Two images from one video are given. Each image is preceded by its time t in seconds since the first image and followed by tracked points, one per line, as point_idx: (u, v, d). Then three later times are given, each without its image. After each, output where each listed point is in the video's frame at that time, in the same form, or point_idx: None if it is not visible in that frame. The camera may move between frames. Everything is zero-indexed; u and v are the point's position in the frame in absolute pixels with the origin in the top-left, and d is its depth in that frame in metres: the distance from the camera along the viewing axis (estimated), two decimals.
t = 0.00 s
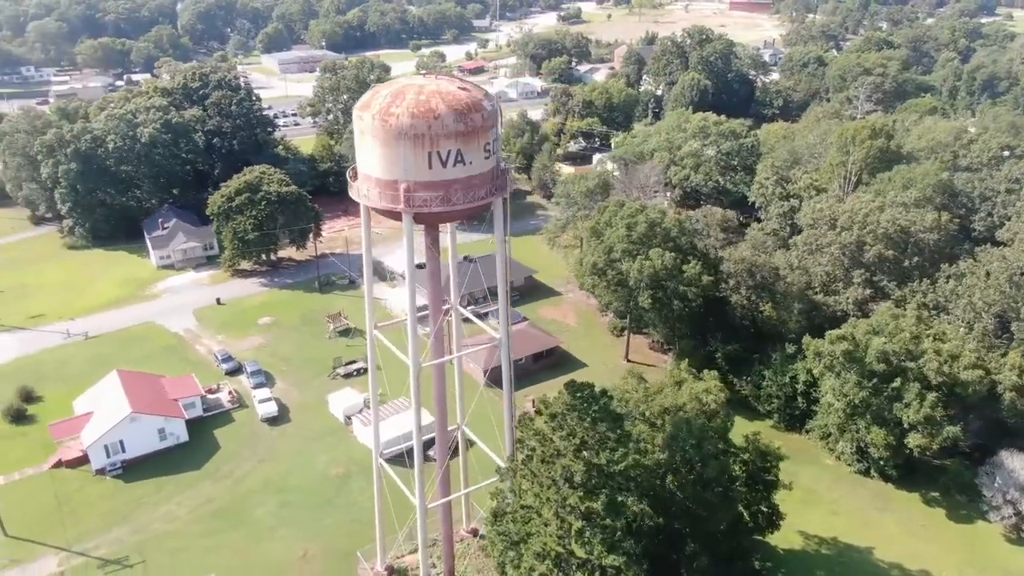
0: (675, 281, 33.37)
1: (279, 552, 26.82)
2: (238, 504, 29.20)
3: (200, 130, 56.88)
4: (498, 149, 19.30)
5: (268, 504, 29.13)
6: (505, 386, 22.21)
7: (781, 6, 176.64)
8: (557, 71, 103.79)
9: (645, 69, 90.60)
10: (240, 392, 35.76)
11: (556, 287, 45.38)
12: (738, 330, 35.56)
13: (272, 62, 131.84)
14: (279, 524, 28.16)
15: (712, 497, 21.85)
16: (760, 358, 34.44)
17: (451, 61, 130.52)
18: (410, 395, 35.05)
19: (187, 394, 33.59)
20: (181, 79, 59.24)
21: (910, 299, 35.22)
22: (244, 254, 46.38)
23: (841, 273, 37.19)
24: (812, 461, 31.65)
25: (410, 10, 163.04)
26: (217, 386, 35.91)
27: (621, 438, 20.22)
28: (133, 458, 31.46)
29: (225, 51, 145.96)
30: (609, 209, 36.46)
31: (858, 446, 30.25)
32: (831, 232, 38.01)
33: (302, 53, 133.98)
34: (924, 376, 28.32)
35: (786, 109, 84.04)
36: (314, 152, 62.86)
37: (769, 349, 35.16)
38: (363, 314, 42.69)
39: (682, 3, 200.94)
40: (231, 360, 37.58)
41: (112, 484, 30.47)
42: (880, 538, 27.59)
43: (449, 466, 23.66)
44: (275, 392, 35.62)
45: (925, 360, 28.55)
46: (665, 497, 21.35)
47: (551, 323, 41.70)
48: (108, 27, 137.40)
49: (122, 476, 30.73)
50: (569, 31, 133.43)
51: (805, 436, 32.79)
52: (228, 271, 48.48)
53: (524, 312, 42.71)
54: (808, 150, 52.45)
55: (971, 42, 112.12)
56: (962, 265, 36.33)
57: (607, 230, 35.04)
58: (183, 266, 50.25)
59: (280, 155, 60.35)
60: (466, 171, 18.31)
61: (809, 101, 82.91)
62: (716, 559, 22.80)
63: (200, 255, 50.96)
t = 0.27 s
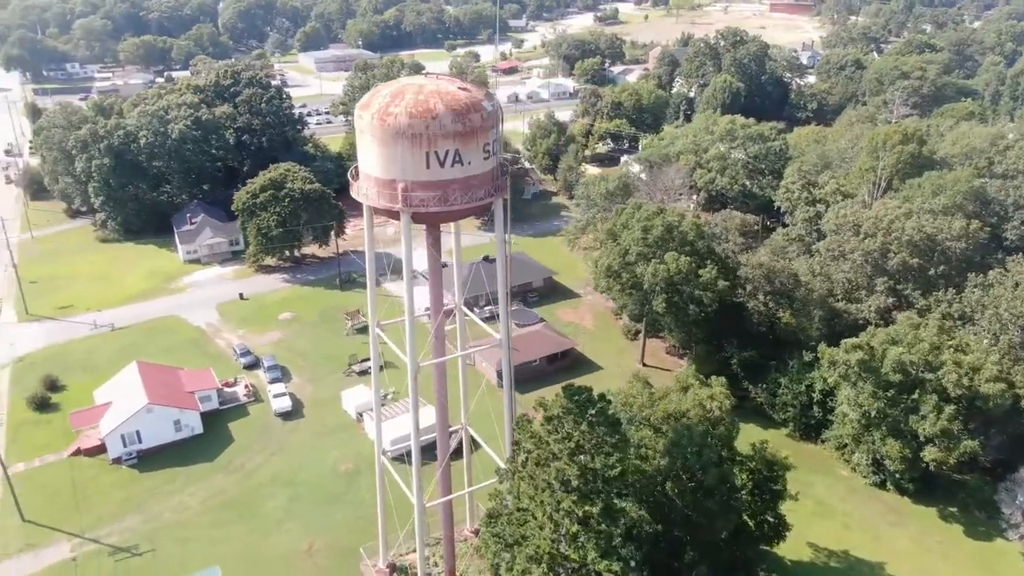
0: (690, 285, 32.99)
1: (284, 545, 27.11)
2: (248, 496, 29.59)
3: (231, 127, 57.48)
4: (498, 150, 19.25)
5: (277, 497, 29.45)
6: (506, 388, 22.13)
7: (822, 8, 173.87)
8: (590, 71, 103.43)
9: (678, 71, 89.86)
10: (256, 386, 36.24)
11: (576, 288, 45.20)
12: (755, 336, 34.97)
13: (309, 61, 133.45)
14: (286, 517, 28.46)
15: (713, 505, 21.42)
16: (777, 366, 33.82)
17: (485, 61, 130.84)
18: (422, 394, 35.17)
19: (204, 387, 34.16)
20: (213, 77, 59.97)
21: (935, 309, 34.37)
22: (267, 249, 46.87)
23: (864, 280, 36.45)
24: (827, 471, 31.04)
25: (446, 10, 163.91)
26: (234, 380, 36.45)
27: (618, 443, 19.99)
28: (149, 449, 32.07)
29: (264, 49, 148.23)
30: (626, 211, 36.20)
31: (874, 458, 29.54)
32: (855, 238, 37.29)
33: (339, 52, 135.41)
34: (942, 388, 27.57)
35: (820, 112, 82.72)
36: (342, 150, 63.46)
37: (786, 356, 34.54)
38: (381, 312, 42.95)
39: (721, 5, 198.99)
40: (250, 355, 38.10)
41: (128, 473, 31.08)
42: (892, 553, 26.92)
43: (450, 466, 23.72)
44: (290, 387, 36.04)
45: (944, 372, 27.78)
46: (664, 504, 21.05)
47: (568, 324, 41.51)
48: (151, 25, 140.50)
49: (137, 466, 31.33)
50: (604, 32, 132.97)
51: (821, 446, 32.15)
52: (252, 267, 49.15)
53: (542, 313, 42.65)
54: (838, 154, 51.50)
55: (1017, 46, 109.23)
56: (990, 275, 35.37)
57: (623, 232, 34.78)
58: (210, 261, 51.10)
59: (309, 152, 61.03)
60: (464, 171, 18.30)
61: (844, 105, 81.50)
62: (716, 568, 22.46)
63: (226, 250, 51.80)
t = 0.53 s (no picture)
0: (705, 290, 32.59)
1: (290, 540, 27.42)
2: (257, 490, 29.96)
3: (260, 125, 57.41)
4: (498, 151, 19.21)
5: (286, 492, 29.78)
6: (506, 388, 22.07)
7: (865, 9, 170.66)
8: (623, 72, 102.70)
9: (712, 72, 88.86)
10: (272, 381, 36.69)
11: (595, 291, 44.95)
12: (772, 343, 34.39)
13: (345, 59, 134.68)
14: (294, 512, 28.77)
15: (712, 513, 21.22)
16: (793, 374, 33.22)
17: (519, 61, 130.81)
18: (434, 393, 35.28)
19: (220, 380, 34.69)
20: (245, 75, 60.71)
21: (959, 319, 33.47)
22: (289, 245, 47.42)
23: (887, 288, 35.63)
24: (841, 482, 30.42)
25: (483, 9, 164.27)
26: (251, 374, 36.94)
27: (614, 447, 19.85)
28: (165, 440, 32.64)
29: (303, 48, 150.16)
30: (643, 214, 35.91)
31: (889, 470, 28.87)
32: (879, 245, 36.49)
33: (374, 51, 136.43)
34: (960, 401, 26.86)
35: (856, 115, 81.19)
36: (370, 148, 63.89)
37: (804, 364, 33.93)
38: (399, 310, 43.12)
39: (761, 7, 196.46)
40: (268, 349, 38.56)
41: (143, 463, 31.64)
42: (904, 568, 26.29)
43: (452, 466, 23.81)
44: (305, 382, 36.42)
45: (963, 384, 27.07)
46: (662, 511, 20.82)
47: (585, 327, 41.29)
48: (193, 23, 143.19)
49: (153, 456, 31.89)
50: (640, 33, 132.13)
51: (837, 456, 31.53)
52: (275, 263, 49.75)
53: (559, 315, 42.47)
54: (869, 159, 50.45)
55: None
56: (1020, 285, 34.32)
57: (640, 235, 34.51)
58: (236, 256, 51.83)
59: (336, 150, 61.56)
60: (462, 171, 18.29)
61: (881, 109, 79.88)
62: None
63: (251, 246, 52.49)
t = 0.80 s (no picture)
0: (721, 295, 32.14)
1: (296, 534, 27.71)
2: (268, 483, 30.30)
3: (289, 122, 58.54)
4: (499, 153, 19.17)
5: (296, 485, 30.10)
6: (507, 389, 22.00)
7: (909, 12, 167.23)
8: (656, 73, 101.89)
9: (746, 74, 87.83)
10: (289, 375, 37.13)
11: (616, 293, 44.70)
12: (790, 351, 33.79)
13: (381, 59, 135.79)
14: (302, 506, 29.06)
15: (711, 522, 20.91)
16: (809, 383, 32.60)
17: (554, 62, 130.67)
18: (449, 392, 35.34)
19: (236, 374, 35.22)
20: (276, 73, 61.49)
21: (986, 329, 32.52)
22: (313, 242, 48.16)
23: (911, 296, 34.81)
24: (856, 494, 29.78)
25: (520, 9, 164.29)
26: (268, 368, 37.44)
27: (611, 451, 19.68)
28: (181, 431, 33.22)
29: (340, 47, 151.73)
30: (660, 217, 35.63)
31: (905, 482, 28.09)
32: (904, 251, 35.72)
33: (410, 51, 137.29)
34: (978, 413, 26.06)
35: (893, 119, 79.58)
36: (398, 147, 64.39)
37: (822, 372, 33.33)
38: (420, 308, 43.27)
39: (803, 9, 193.40)
40: (286, 344, 39.04)
41: (159, 452, 32.22)
42: None
43: (453, 464, 23.84)
44: (321, 378, 36.79)
45: (981, 396, 26.26)
46: (660, 518, 20.53)
47: (604, 329, 41.06)
48: (234, 22, 145.59)
49: (169, 446, 32.43)
50: (676, 35, 131.03)
51: (853, 467, 30.80)
52: (300, 260, 50.32)
53: (577, 317, 42.30)
54: (901, 164, 49.41)
55: None
56: None
57: (656, 238, 34.23)
58: (261, 252, 52.56)
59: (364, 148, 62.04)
60: (460, 171, 18.27)
61: (919, 113, 78.18)
62: None
63: (277, 242, 53.15)
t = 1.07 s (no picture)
0: (736, 300, 31.69)
1: (302, 528, 27.94)
2: (277, 476, 30.63)
3: (317, 120, 59.12)
4: (500, 153, 19.10)
5: (305, 480, 30.38)
6: (506, 389, 22.03)
7: (955, 14, 163.40)
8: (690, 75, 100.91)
9: (780, 77, 86.57)
10: (305, 371, 37.51)
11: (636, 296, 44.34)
12: (807, 358, 33.19)
13: (415, 58, 136.52)
14: (309, 500, 29.32)
15: (709, 530, 20.59)
16: (825, 391, 31.95)
17: (588, 63, 130.19)
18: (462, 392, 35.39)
19: (253, 368, 35.70)
20: (306, 71, 62.14)
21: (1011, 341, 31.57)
22: (337, 239, 48.95)
23: (935, 306, 33.95)
24: (870, 506, 29.11)
25: (556, 10, 163.96)
26: (285, 363, 37.87)
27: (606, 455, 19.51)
28: (196, 423, 33.77)
29: (376, 46, 152.85)
30: (677, 220, 35.24)
31: (920, 497, 27.37)
32: (928, 260, 34.87)
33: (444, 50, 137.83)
34: (996, 428, 25.29)
35: (931, 124, 77.82)
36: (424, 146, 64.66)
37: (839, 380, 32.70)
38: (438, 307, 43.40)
39: (845, 10, 189.87)
40: (304, 340, 39.45)
41: (174, 443, 32.76)
42: None
43: (454, 464, 23.81)
44: (336, 374, 37.09)
45: (1000, 411, 25.49)
46: (656, 525, 20.25)
47: (621, 332, 40.77)
48: (272, 21, 147.68)
49: (184, 438, 32.97)
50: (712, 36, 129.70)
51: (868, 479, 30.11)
52: (323, 256, 50.79)
53: (594, 319, 42.07)
54: (933, 170, 48.25)
55: None
56: None
57: (672, 241, 33.88)
58: (286, 248, 53.17)
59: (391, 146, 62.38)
60: (458, 171, 18.25)
61: (958, 118, 76.34)
62: None
63: (302, 238, 53.71)
